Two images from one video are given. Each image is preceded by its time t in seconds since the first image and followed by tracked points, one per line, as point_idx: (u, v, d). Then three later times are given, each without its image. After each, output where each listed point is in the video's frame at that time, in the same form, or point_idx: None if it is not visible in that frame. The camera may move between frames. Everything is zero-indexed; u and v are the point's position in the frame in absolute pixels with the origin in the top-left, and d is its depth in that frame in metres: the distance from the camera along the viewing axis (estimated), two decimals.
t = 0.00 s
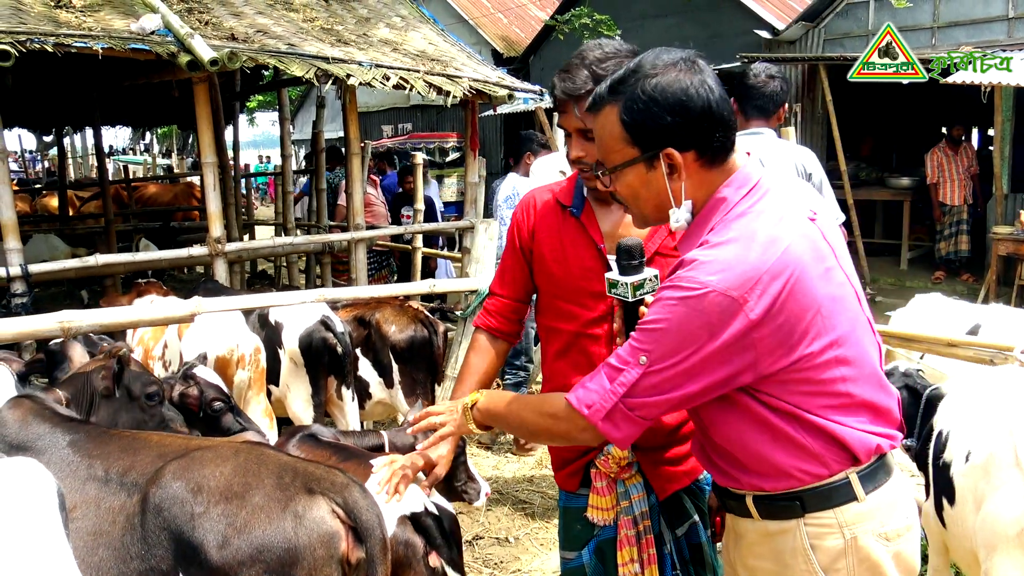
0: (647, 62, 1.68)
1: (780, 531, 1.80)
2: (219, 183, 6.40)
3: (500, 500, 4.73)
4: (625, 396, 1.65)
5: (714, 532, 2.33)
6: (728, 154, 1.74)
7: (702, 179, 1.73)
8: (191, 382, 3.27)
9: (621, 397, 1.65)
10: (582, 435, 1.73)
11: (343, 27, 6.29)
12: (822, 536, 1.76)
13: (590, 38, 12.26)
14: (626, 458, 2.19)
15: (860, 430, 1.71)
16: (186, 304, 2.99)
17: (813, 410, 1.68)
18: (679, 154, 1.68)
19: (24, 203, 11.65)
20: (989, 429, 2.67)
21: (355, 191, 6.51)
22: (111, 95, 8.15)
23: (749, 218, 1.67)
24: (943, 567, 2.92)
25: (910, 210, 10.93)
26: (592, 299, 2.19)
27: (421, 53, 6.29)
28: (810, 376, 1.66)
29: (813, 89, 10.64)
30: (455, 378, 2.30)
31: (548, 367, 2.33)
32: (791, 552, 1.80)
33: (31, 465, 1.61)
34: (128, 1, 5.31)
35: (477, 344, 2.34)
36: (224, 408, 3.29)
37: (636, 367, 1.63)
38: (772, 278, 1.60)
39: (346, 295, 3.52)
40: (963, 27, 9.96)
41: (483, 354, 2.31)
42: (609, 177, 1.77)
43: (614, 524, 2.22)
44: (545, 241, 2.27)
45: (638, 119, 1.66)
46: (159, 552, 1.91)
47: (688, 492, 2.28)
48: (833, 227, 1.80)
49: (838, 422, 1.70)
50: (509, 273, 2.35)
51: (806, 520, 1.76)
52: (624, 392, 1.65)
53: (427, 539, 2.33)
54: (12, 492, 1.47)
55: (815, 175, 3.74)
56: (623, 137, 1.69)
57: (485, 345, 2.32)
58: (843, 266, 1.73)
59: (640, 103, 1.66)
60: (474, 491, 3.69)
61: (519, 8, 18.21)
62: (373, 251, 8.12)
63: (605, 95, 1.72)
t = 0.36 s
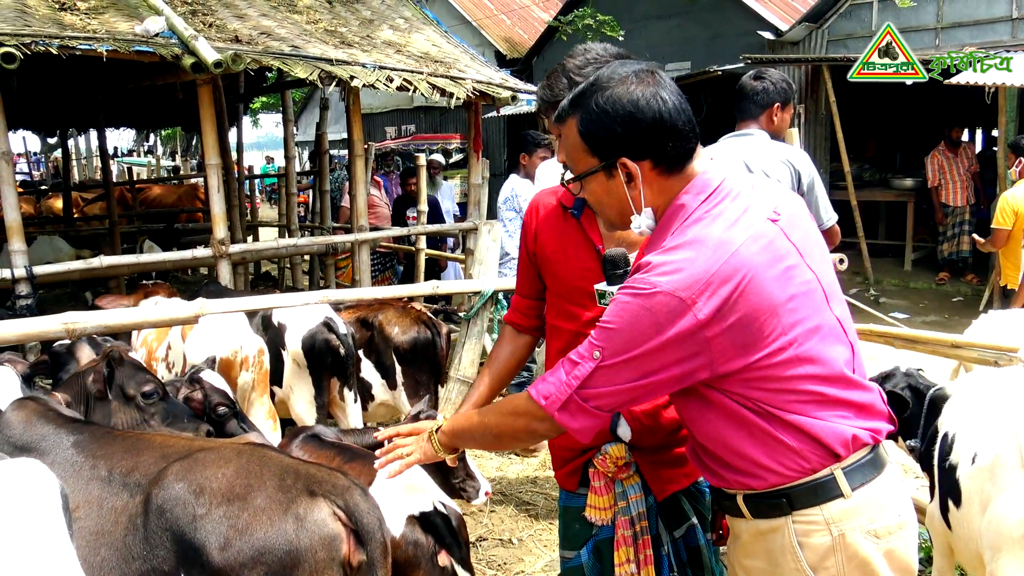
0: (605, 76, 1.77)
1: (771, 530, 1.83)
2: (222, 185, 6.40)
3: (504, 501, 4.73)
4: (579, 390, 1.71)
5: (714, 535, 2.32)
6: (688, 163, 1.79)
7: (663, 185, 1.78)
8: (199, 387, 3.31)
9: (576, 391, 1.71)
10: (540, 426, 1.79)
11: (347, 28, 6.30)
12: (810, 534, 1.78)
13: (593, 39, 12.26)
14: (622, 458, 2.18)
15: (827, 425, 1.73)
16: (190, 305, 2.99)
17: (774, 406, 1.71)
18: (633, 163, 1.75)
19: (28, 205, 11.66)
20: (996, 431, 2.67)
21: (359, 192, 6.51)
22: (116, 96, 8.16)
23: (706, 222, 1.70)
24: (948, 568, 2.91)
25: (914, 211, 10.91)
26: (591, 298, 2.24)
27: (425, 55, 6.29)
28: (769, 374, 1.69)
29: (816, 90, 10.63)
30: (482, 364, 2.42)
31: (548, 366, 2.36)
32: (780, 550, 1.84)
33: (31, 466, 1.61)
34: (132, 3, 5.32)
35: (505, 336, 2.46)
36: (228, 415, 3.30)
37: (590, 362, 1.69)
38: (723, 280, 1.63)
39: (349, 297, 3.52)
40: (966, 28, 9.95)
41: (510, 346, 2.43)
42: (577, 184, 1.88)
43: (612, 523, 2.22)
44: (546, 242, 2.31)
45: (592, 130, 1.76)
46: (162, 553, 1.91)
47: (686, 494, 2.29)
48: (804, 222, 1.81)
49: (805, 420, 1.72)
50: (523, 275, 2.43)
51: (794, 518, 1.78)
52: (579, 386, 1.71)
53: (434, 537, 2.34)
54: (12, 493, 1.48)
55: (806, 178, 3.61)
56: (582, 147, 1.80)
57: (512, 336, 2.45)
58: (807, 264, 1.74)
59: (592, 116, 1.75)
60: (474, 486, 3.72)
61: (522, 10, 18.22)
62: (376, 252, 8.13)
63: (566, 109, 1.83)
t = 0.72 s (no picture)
0: (599, 88, 1.77)
1: (773, 534, 1.83)
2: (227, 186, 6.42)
3: (508, 503, 4.73)
4: (574, 395, 1.72)
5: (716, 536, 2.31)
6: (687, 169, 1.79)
7: (663, 191, 1.78)
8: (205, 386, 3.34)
9: (571, 395, 1.73)
10: (538, 430, 1.80)
11: (352, 30, 6.31)
12: (811, 540, 1.78)
13: (598, 41, 12.26)
14: (625, 459, 2.18)
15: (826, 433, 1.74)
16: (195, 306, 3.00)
17: (771, 414, 1.71)
18: (631, 172, 1.75)
19: (33, 205, 11.69)
20: (1000, 435, 2.66)
21: (363, 194, 6.52)
22: (121, 97, 8.18)
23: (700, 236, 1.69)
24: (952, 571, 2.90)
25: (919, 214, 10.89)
26: (592, 301, 2.24)
27: (429, 56, 6.29)
28: (766, 383, 1.69)
29: (821, 92, 10.61)
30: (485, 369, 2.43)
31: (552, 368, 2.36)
32: (781, 556, 1.83)
33: (35, 466, 1.63)
34: (138, 5, 5.34)
35: (506, 342, 2.47)
36: (233, 413, 3.32)
37: (586, 367, 1.70)
38: (718, 289, 1.63)
39: (353, 298, 3.51)
40: (971, 30, 9.93)
41: (512, 354, 2.44)
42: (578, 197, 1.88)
43: (615, 524, 2.21)
44: (547, 245, 2.31)
45: (587, 142, 1.75)
46: (168, 552, 1.92)
47: (689, 495, 2.29)
48: (804, 229, 1.80)
49: (804, 429, 1.72)
50: (525, 279, 2.43)
51: (795, 523, 1.78)
52: (574, 391, 1.72)
53: (436, 539, 2.33)
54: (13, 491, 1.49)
55: (812, 181, 3.61)
56: (579, 161, 1.80)
57: (513, 341, 2.45)
58: (806, 272, 1.74)
59: (587, 128, 1.75)
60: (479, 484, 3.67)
61: (527, 12, 18.22)
62: (381, 253, 8.14)
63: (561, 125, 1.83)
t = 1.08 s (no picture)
0: (580, 122, 1.74)
1: (786, 531, 1.79)
2: (234, 186, 6.45)
3: (513, 504, 4.72)
4: (750, 429, 1.43)
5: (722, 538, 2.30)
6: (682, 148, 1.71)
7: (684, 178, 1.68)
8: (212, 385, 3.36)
9: (746, 432, 1.43)
10: (743, 500, 1.44)
11: (359, 31, 6.32)
12: (828, 535, 1.75)
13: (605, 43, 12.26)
14: (630, 459, 2.18)
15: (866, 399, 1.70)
16: (202, 306, 3.01)
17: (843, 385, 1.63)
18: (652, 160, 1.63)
19: (41, 205, 11.74)
20: (1007, 439, 2.64)
21: (369, 194, 6.52)
22: (128, 97, 8.22)
23: (737, 213, 1.59)
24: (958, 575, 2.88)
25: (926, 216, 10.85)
26: (599, 303, 2.23)
27: (436, 58, 6.30)
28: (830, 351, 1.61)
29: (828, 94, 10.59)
30: (490, 370, 2.48)
31: (558, 367, 2.35)
32: (796, 551, 1.79)
33: (35, 465, 1.61)
34: (147, 6, 5.36)
35: (509, 343, 2.50)
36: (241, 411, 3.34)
37: (733, 395, 1.44)
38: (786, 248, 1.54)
39: (360, 298, 3.52)
40: (979, 32, 9.89)
41: (516, 355, 2.48)
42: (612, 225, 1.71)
43: (621, 524, 2.23)
44: (554, 247, 2.32)
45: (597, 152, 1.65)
46: (175, 550, 1.92)
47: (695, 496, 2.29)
48: (811, 207, 1.79)
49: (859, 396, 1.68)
50: (530, 280, 2.43)
51: (811, 518, 1.75)
52: (743, 426, 1.43)
53: (443, 539, 2.33)
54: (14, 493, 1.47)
55: (826, 184, 3.60)
56: (598, 176, 1.66)
57: (517, 343, 2.49)
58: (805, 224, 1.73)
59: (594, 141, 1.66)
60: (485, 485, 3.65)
61: (534, 13, 18.24)
62: (387, 254, 8.15)
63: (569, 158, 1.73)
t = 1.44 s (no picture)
0: (629, 95, 1.69)
1: (816, 527, 1.63)
2: (242, 186, 6.47)
3: (518, 504, 4.71)
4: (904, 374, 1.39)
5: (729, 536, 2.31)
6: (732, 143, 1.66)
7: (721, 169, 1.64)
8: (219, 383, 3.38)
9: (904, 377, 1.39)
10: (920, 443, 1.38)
11: (366, 31, 6.33)
12: (865, 528, 1.60)
13: (611, 43, 12.24)
14: (639, 459, 2.18)
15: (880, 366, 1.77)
16: (208, 304, 3.01)
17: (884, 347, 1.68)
18: (691, 153, 1.60)
19: (50, 204, 11.80)
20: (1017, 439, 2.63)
21: (375, 194, 6.52)
22: (136, 97, 8.24)
23: (788, 195, 1.59)
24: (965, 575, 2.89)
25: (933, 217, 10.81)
26: (607, 302, 2.23)
27: (442, 57, 6.30)
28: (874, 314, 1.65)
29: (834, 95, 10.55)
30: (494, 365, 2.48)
31: (567, 367, 2.35)
32: (826, 549, 1.63)
33: (39, 467, 1.61)
34: (154, 6, 5.38)
35: (514, 338, 2.50)
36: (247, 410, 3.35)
37: (875, 347, 1.38)
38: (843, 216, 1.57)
39: (367, 298, 3.51)
40: (988, 33, 9.84)
41: (522, 350, 2.48)
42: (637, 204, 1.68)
43: (629, 524, 2.22)
44: (563, 245, 2.31)
45: (641, 133, 1.62)
46: (179, 550, 1.93)
47: (703, 496, 2.29)
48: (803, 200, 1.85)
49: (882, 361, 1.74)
50: (537, 278, 2.44)
51: (846, 513, 1.60)
52: (897, 372, 1.38)
53: (449, 540, 2.32)
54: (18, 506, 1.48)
55: (837, 184, 3.58)
56: (631, 155, 1.64)
57: (522, 338, 2.48)
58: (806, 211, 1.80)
59: (639, 121, 1.62)
60: (477, 464, 3.50)
61: (540, 13, 18.24)
62: (393, 254, 8.16)
63: (608, 132, 1.70)
